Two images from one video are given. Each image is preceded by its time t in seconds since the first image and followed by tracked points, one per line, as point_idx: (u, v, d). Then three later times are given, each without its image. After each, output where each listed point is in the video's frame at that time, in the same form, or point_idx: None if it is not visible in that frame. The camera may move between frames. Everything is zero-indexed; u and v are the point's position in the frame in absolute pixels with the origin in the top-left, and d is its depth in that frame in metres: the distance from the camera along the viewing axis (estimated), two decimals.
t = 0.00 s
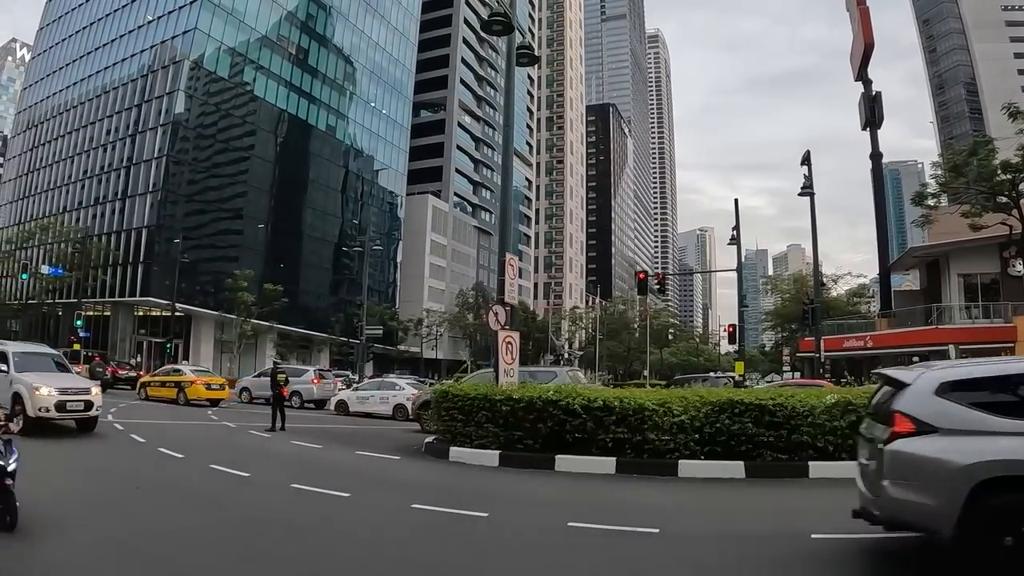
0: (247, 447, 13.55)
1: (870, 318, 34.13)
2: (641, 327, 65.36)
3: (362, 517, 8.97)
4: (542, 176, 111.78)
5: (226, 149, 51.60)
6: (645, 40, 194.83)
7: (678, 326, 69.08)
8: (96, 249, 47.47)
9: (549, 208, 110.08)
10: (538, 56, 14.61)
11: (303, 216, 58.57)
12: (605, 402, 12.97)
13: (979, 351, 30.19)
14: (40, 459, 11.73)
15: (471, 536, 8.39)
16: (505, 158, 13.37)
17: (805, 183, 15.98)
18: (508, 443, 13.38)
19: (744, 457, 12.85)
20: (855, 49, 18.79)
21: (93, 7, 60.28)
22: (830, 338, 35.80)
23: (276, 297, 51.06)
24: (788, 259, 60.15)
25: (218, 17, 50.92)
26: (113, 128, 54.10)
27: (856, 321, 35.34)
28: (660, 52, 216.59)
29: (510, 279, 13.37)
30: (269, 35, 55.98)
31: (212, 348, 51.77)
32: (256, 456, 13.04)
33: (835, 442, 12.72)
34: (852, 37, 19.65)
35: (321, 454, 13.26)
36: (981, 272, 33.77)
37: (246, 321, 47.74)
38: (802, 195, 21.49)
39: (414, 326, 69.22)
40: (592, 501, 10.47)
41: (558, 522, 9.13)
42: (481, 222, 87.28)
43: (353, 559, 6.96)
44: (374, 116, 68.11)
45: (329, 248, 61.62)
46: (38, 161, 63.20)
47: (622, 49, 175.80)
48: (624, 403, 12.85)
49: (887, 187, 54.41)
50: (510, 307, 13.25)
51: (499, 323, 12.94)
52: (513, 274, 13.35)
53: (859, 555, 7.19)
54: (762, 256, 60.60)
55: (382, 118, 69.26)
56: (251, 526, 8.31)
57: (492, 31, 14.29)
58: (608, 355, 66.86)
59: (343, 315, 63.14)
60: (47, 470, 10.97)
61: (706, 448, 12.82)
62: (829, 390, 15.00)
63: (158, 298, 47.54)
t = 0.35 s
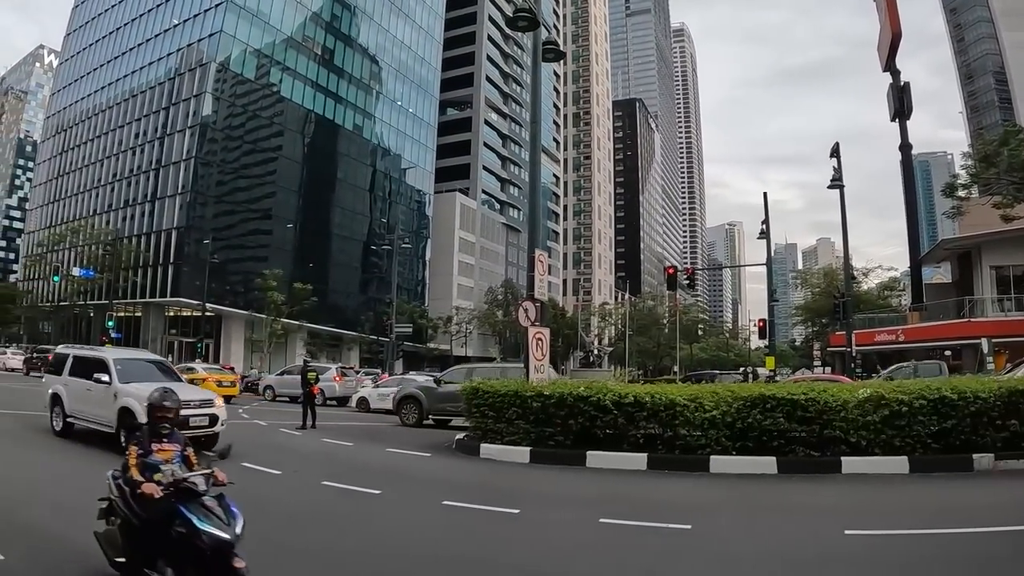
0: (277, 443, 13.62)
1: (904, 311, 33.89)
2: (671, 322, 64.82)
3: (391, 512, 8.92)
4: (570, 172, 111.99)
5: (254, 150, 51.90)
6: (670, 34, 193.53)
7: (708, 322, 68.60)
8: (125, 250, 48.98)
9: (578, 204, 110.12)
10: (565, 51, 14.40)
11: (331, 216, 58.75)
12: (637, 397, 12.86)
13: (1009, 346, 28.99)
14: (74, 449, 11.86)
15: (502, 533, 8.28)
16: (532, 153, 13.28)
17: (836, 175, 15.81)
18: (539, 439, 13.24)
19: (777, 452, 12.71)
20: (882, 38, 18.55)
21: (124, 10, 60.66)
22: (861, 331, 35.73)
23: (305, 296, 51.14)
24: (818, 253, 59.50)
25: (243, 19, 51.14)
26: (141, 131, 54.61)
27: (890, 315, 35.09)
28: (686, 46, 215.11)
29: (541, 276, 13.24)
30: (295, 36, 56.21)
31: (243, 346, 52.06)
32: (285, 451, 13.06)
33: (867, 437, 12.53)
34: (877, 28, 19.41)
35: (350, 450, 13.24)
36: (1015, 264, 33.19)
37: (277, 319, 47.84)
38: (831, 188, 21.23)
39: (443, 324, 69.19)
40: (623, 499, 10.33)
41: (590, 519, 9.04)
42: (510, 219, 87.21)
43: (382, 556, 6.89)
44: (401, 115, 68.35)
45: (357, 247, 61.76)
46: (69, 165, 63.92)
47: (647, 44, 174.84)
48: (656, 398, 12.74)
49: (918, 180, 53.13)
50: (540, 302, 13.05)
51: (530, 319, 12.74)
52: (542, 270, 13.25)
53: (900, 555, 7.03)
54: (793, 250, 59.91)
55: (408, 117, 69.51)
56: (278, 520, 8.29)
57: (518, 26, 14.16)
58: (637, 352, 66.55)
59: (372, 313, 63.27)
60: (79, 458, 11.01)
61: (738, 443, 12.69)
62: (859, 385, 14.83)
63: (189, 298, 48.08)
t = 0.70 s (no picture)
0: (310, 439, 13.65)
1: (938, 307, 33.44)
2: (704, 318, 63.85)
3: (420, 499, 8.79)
4: (601, 169, 112.00)
5: (285, 153, 52.23)
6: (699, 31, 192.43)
7: (741, 319, 67.94)
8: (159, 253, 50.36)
9: (609, 202, 109.94)
10: (593, 48, 14.30)
11: (362, 216, 59.02)
12: (672, 395, 12.72)
13: None
14: (110, 447, 11.97)
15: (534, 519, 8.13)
16: (564, 152, 13.23)
17: (869, 169, 15.72)
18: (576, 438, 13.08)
19: (813, 450, 12.55)
20: (912, 29, 18.29)
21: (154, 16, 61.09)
22: (895, 328, 35.35)
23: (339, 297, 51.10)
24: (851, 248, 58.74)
25: (272, 24, 51.40)
26: (172, 136, 55.19)
27: (925, 311, 34.52)
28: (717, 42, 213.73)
29: (574, 275, 13.14)
30: (323, 39, 56.42)
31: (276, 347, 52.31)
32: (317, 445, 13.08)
33: (905, 435, 12.33)
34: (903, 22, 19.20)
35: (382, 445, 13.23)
36: None
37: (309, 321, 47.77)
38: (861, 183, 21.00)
39: (476, 324, 69.10)
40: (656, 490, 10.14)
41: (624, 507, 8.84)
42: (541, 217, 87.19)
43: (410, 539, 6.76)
44: (431, 115, 68.59)
45: (389, 248, 61.98)
46: (101, 171, 64.65)
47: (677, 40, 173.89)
48: (691, 396, 12.62)
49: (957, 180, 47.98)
50: (573, 302, 12.99)
51: (563, 318, 12.65)
52: (575, 268, 13.17)
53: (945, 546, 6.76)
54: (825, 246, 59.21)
55: (439, 117, 69.83)
56: (306, 504, 8.21)
57: (546, 24, 14.11)
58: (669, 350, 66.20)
59: (404, 313, 63.33)
60: (117, 455, 11.12)
61: (773, 441, 12.59)
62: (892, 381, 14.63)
63: (223, 301, 48.75)
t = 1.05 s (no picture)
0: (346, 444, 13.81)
1: (976, 303, 33.10)
2: (741, 319, 64.29)
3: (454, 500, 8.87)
4: (634, 170, 111.92)
5: (319, 159, 52.39)
6: (729, 29, 191.38)
7: (778, 319, 67.21)
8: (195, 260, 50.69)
9: (644, 203, 109.72)
10: (625, 48, 14.16)
11: (397, 220, 59.06)
12: (710, 396, 12.67)
13: None
14: (154, 455, 12.30)
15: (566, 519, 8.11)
16: (598, 154, 13.19)
17: (904, 165, 15.65)
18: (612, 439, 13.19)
19: (853, 450, 12.39)
20: (946, 19, 17.92)
21: (190, 26, 61.91)
22: (934, 324, 35.20)
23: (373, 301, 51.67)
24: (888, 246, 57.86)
25: (303, 31, 51.72)
26: (207, 144, 55.72)
27: (960, 308, 34.45)
28: (747, 40, 212.96)
29: (610, 275, 13.04)
30: (355, 45, 56.77)
31: (313, 352, 52.18)
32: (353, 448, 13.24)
33: (947, 434, 12.10)
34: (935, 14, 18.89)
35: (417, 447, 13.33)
36: None
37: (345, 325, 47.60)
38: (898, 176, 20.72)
39: (512, 326, 69.37)
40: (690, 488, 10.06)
41: (658, 505, 8.81)
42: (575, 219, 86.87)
43: (442, 540, 6.79)
44: (463, 118, 68.81)
45: (424, 252, 62.14)
46: (137, 180, 65.64)
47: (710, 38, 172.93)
48: (728, 397, 12.49)
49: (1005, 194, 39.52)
50: (609, 302, 12.84)
51: (599, 318, 12.47)
52: (610, 268, 13.01)
53: (989, 543, 6.60)
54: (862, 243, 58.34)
55: (471, 121, 70.13)
56: (340, 508, 8.29)
57: (577, 25, 14.00)
58: (706, 350, 66.27)
59: (440, 316, 63.49)
60: (165, 466, 11.46)
61: (812, 441, 12.45)
62: (930, 378, 14.36)
63: (260, 306, 48.17)
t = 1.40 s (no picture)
0: (390, 451, 13.84)
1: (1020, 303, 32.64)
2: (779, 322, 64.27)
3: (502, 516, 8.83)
4: (670, 173, 111.39)
5: (355, 168, 52.82)
6: (761, 29, 189.93)
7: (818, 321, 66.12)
8: (234, 270, 51.13)
9: (679, 207, 109.17)
10: (658, 50, 14.04)
11: (433, 228, 59.29)
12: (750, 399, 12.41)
13: None
14: (201, 466, 12.49)
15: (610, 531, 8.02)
16: (633, 158, 13.14)
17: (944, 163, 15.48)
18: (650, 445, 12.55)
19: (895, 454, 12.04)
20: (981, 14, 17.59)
21: (225, 39, 62.89)
22: (975, 325, 34.55)
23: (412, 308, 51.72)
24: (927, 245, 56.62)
25: (335, 41, 52.23)
26: (243, 155, 56.41)
27: (1002, 308, 34.01)
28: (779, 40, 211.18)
29: (649, 280, 12.96)
30: (388, 55, 57.22)
31: (350, 359, 52.64)
32: (397, 456, 13.25)
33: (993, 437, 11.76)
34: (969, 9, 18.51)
35: (461, 457, 13.23)
36: None
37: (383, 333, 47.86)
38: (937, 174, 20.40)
39: (550, 332, 69.59)
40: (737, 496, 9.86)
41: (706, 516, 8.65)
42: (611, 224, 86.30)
43: (485, 546, 6.95)
44: (497, 125, 68.86)
45: (461, 258, 62.17)
46: (173, 191, 66.68)
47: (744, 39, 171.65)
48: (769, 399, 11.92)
49: None
50: (649, 307, 12.72)
51: (638, 323, 12.37)
52: (650, 273, 12.95)
53: None
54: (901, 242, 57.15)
55: (506, 128, 70.19)
56: (385, 522, 8.28)
57: (609, 29, 13.86)
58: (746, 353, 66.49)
59: (478, 323, 62.76)
60: (212, 478, 11.61)
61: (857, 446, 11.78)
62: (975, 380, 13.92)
63: (297, 314, 48.62)
